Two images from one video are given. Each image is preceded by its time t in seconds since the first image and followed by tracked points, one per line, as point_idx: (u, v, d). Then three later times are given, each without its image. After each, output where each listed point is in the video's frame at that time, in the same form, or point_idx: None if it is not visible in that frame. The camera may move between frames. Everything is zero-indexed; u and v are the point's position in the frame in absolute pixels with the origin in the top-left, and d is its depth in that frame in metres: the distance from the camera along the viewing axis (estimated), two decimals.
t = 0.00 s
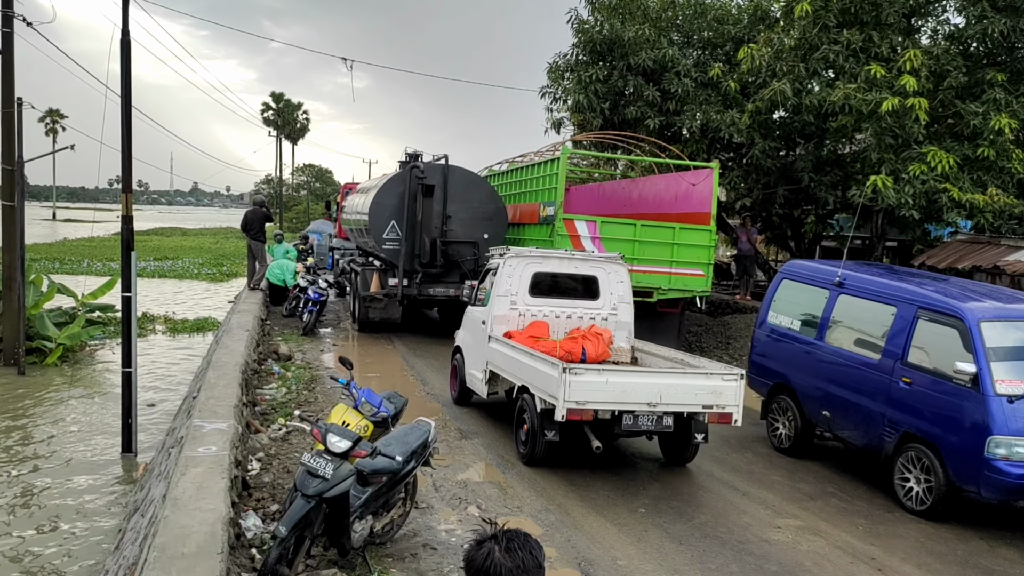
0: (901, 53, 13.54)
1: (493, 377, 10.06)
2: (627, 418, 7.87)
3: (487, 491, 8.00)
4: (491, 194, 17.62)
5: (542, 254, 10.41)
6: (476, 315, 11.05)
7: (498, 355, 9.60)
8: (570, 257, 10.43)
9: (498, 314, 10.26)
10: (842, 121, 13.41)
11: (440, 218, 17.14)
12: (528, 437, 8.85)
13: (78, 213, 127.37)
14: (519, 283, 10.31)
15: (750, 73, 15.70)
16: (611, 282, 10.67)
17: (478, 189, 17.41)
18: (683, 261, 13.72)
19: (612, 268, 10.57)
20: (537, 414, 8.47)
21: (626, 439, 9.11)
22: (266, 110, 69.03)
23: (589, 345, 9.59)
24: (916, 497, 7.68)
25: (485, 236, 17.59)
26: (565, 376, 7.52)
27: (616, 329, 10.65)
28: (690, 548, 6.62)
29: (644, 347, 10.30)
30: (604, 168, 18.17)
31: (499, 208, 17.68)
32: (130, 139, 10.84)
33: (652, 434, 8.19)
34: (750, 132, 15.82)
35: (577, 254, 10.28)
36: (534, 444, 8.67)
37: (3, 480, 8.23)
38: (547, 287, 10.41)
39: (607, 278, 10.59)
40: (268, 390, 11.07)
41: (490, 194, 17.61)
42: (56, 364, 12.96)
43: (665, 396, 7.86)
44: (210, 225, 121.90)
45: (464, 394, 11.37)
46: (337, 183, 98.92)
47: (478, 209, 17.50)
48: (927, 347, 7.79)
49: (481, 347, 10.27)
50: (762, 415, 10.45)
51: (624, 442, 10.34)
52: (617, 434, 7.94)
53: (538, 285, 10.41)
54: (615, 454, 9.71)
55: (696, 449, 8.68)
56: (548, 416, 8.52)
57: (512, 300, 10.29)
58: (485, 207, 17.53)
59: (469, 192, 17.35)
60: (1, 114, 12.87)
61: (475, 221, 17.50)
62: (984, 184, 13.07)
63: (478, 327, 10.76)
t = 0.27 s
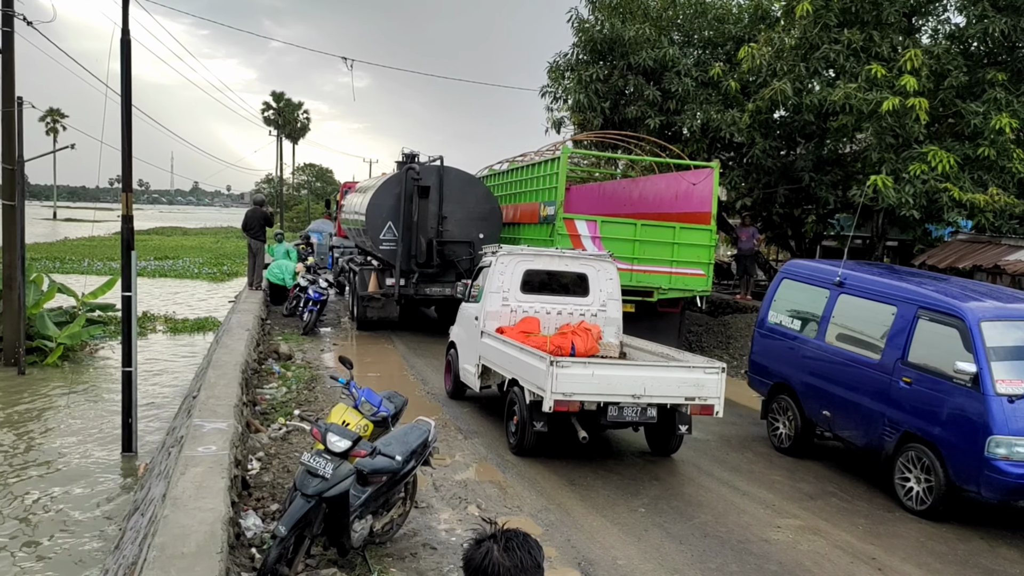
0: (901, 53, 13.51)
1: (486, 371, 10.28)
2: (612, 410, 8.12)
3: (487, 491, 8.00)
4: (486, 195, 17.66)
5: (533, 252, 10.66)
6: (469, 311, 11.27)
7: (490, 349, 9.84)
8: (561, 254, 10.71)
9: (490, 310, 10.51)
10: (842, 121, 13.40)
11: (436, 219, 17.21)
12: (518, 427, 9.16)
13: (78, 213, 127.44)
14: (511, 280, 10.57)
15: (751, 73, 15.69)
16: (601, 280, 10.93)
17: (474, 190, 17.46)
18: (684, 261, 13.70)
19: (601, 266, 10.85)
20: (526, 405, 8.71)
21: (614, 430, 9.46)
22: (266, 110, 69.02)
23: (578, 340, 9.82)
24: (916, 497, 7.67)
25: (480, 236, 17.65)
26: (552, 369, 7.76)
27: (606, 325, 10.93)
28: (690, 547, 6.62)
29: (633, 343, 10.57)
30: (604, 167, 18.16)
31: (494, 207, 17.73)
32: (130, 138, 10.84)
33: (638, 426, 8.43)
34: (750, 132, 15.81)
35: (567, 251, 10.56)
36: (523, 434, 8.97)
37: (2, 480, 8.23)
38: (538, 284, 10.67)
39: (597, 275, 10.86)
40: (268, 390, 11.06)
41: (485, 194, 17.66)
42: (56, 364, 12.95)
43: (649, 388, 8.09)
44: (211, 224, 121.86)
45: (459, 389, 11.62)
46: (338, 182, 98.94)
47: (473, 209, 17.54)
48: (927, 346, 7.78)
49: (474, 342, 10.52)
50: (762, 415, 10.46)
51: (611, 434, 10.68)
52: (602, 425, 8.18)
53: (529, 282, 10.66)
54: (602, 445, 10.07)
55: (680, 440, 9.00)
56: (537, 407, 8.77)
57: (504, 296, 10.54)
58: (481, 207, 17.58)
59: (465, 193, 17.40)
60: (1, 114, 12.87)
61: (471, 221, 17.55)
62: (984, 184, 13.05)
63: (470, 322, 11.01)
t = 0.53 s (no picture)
0: (904, 53, 13.48)
1: (480, 365, 10.57)
2: (601, 402, 8.42)
3: (489, 490, 8.00)
4: (484, 194, 17.67)
5: (526, 250, 10.95)
6: (464, 308, 11.57)
7: (483, 344, 10.15)
8: (553, 252, 10.97)
9: (484, 306, 10.82)
10: (845, 120, 13.40)
11: (435, 218, 17.23)
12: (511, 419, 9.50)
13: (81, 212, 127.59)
14: (505, 277, 10.86)
15: (753, 72, 15.68)
16: (593, 278, 11.22)
17: (472, 189, 17.48)
18: (686, 261, 13.68)
19: (593, 264, 11.14)
20: (518, 398, 9.03)
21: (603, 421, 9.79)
22: (269, 110, 69.04)
23: (570, 335, 10.09)
24: (919, 496, 7.66)
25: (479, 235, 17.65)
26: (543, 362, 8.06)
27: (598, 322, 11.20)
28: (692, 547, 6.61)
29: (623, 338, 10.83)
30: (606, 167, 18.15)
31: (492, 207, 17.74)
32: (133, 138, 10.85)
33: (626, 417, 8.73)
34: (752, 131, 15.80)
35: (559, 250, 10.83)
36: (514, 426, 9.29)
37: (5, 479, 8.24)
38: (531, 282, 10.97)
39: (589, 272, 11.15)
40: (270, 389, 11.08)
41: (484, 194, 17.67)
42: (59, 363, 12.96)
43: (636, 380, 8.38)
44: (213, 224, 121.88)
45: (455, 384, 11.90)
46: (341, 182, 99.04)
47: (472, 208, 17.55)
48: (930, 346, 7.77)
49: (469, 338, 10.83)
50: (764, 414, 10.45)
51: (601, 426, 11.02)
52: (591, 416, 8.48)
53: (523, 280, 10.95)
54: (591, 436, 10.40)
55: (667, 432, 9.32)
56: (528, 399, 9.08)
57: (498, 293, 10.85)
58: (479, 207, 17.60)
59: (464, 192, 17.41)
60: (4, 114, 12.89)
61: (469, 220, 17.56)
62: (987, 183, 13.03)
63: (466, 318, 11.31)
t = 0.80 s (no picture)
0: (912, 52, 13.45)
1: (480, 361, 10.86)
2: (596, 395, 8.73)
3: (497, 490, 8.01)
4: (491, 194, 17.66)
5: (526, 249, 11.23)
6: (466, 304, 11.88)
7: (483, 340, 10.45)
8: (552, 251, 11.26)
9: (484, 303, 11.12)
10: (853, 120, 13.37)
11: (442, 217, 17.22)
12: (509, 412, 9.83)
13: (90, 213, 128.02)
14: (504, 275, 11.13)
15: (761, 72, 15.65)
16: (591, 275, 11.50)
17: (479, 190, 17.47)
18: (694, 261, 13.66)
19: (591, 261, 11.41)
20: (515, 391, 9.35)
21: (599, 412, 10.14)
22: (276, 110, 69.15)
23: (567, 332, 10.41)
24: (927, 498, 7.65)
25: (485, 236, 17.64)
26: (540, 357, 8.38)
27: (595, 319, 11.51)
28: (700, 548, 6.61)
29: (620, 334, 11.15)
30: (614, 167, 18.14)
31: (499, 207, 17.72)
32: (141, 139, 10.88)
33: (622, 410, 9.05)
34: (760, 132, 15.77)
35: (558, 248, 11.12)
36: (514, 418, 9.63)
37: (15, 478, 8.27)
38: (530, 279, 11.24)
39: (587, 270, 11.43)
40: (278, 388, 11.11)
41: (491, 194, 17.68)
42: (68, 363, 13.00)
43: (631, 374, 8.68)
44: (221, 224, 122.08)
45: (457, 379, 12.16)
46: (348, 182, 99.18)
47: (479, 208, 17.53)
48: (938, 347, 7.75)
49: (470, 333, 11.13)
50: (772, 415, 10.44)
51: (597, 419, 11.37)
52: (586, 409, 8.80)
53: (522, 277, 11.23)
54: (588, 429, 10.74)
55: (661, 425, 9.62)
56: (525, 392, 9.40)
57: (497, 291, 11.14)
58: (486, 207, 17.59)
59: (470, 192, 17.41)
60: (14, 114, 12.93)
61: (476, 220, 17.54)
62: (996, 183, 12.98)
63: (467, 315, 11.62)
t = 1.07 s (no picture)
0: (923, 53, 13.41)
1: (484, 358, 11.36)
2: (593, 389, 9.35)
3: (507, 492, 8.02)
4: (499, 196, 17.68)
5: (527, 250, 11.84)
6: (469, 303, 12.41)
7: (487, 337, 11.04)
8: (552, 252, 11.85)
9: (488, 302, 11.73)
10: (864, 121, 13.35)
11: (450, 219, 17.30)
12: (511, 407, 10.25)
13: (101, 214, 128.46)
14: (507, 275, 11.74)
15: (771, 74, 15.63)
16: (591, 275, 12.09)
17: (487, 191, 17.50)
18: (704, 262, 13.64)
19: (591, 262, 12.00)
20: (517, 386, 9.86)
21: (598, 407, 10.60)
22: (287, 112, 69.29)
23: (567, 329, 11.00)
24: (939, 500, 7.63)
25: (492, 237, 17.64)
26: (540, 352, 9.00)
27: (594, 317, 12.09)
28: (711, 549, 6.61)
29: (618, 332, 11.72)
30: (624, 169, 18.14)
31: (506, 208, 17.74)
32: (154, 142, 10.95)
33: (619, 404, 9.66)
34: (770, 133, 15.75)
35: (559, 249, 11.71)
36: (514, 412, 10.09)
37: (29, 479, 8.33)
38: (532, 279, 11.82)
39: (587, 270, 12.01)
40: (289, 389, 11.15)
41: (499, 196, 17.71)
42: (81, 364, 13.09)
43: (626, 369, 9.28)
44: (231, 226, 122.41)
45: (461, 377, 12.54)
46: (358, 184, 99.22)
47: (487, 209, 17.55)
48: (949, 348, 7.74)
49: (474, 331, 11.69)
50: (782, 417, 10.43)
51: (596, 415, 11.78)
52: (585, 402, 9.39)
53: (523, 278, 11.83)
54: (586, 423, 11.18)
55: (658, 418, 10.03)
56: (527, 388, 9.90)
57: (500, 290, 11.74)
58: (494, 209, 17.61)
59: (478, 194, 17.44)
60: (27, 118, 13.02)
61: (483, 221, 17.56)
62: (1008, 184, 12.93)
63: (470, 314, 12.17)
